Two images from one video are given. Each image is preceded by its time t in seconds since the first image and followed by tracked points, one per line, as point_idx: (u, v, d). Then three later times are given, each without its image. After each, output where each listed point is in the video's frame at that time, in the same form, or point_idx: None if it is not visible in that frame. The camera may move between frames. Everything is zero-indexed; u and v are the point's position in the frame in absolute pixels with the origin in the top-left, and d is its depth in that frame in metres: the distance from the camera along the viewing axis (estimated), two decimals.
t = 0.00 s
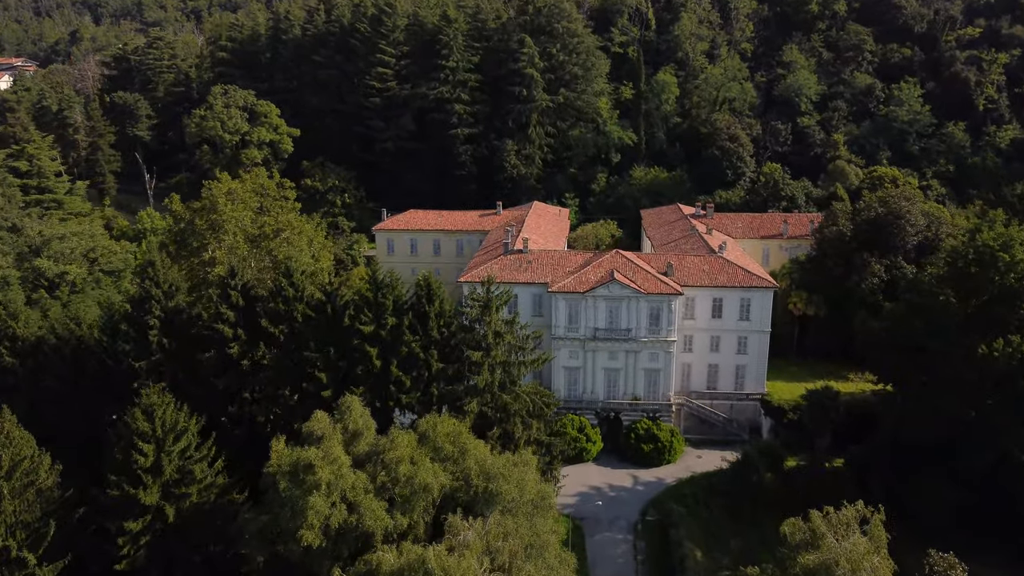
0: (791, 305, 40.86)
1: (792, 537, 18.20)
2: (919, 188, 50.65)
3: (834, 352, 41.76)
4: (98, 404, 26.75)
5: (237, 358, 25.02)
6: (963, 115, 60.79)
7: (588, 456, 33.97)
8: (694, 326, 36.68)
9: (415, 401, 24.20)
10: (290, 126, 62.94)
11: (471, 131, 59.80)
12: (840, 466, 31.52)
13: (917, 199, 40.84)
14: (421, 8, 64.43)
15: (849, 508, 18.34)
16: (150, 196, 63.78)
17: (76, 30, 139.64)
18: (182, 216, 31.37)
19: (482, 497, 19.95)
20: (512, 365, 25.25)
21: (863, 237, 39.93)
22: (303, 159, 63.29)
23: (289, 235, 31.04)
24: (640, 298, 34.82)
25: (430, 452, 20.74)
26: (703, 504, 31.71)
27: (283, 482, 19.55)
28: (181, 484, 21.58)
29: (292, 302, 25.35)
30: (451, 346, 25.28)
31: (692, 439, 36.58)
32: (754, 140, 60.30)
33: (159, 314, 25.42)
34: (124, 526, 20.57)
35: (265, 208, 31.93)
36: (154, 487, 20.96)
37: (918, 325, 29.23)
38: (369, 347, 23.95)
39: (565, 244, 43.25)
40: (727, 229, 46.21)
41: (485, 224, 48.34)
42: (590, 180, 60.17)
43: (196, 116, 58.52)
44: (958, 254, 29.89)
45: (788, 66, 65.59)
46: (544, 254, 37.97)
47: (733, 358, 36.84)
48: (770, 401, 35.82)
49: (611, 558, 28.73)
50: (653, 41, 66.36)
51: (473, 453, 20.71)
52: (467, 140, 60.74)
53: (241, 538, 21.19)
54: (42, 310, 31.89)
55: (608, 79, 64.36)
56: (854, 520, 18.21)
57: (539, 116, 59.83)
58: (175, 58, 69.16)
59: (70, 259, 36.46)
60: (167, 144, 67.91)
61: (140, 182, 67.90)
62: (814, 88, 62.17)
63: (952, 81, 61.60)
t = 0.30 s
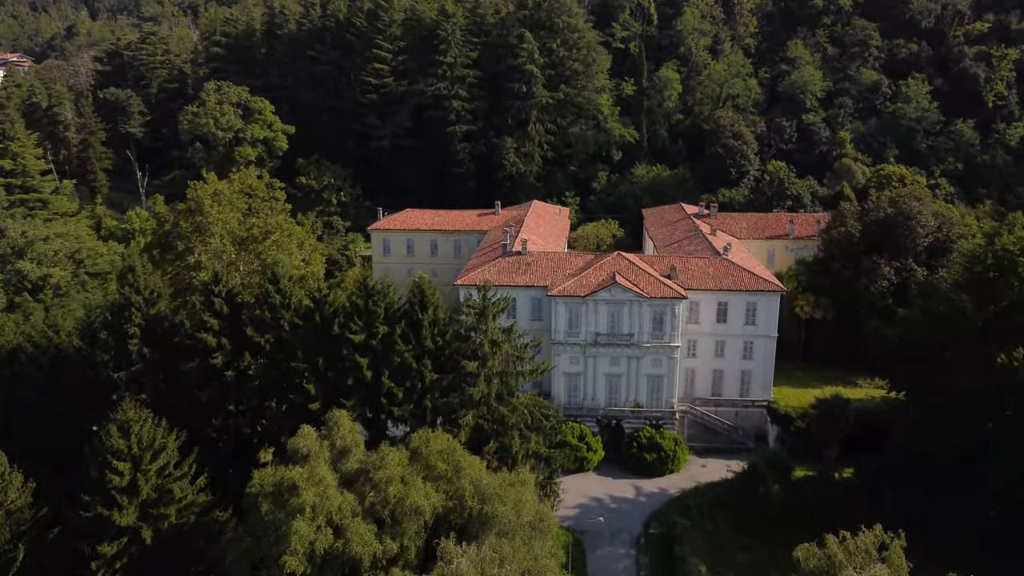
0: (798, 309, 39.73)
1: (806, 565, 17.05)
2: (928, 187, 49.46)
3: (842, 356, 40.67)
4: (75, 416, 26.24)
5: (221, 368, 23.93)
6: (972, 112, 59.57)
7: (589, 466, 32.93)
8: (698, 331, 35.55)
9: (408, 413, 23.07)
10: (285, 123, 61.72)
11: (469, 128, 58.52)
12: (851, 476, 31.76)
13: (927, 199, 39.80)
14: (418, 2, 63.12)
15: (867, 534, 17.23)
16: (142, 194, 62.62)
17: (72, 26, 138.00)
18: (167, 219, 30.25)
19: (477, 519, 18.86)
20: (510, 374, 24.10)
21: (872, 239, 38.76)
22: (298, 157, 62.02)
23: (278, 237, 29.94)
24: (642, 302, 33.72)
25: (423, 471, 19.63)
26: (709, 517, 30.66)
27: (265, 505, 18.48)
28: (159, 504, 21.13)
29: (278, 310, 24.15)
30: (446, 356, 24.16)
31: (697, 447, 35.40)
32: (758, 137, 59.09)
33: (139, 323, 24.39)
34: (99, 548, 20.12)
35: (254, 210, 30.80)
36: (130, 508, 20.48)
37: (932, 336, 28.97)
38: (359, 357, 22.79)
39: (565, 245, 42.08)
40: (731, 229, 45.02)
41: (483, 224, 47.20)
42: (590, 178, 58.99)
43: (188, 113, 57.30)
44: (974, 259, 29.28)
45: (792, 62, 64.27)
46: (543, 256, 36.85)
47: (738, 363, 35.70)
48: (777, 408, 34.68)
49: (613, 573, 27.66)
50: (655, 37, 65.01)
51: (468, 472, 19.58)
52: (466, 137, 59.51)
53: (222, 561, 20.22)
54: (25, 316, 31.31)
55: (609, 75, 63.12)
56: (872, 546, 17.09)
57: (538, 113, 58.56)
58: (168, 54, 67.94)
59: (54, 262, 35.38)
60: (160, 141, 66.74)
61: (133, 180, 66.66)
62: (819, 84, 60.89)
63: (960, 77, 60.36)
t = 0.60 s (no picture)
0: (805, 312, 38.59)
1: None
2: (936, 186, 48.32)
3: (850, 361, 39.50)
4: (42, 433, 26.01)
5: (204, 379, 22.87)
6: (980, 109, 58.38)
7: (589, 475, 31.82)
8: (702, 336, 34.43)
9: (400, 427, 21.98)
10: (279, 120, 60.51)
11: (467, 125, 57.29)
12: (860, 488, 30.56)
13: (938, 198, 38.74)
14: None
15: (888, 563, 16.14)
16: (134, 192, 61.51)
17: (68, 21, 136.45)
18: (150, 220, 29.12)
19: (471, 544, 17.87)
20: (507, 386, 23.02)
21: (882, 240, 37.69)
22: (293, 155, 60.80)
23: (267, 240, 28.87)
24: (645, 306, 32.60)
25: (414, 492, 18.62)
26: (714, 530, 29.46)
27: (247, 530, 17.57)
28: (135, 526, 21.08)
29: (263, 318, 23.05)
30: (440, 367, 23.02)
31: (701, 456, 34.37)
32: (762, 135, 57.90)
33: (119, 330, 23.69)
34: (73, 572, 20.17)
35: (242, 212, 29.69)
36: (105, 532, 20.47)
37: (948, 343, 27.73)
38: (349, 369, 21.72)
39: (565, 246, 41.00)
40: (735, 229, 43.89)
41: (481, 224, 46.09)
42: (591, 176, 57.84)
43: (180, 109, 56.13)
44: (991, 264, 28.36)
45: (797, 57, 63.01)
46: (542, 258, 35.74)
47: (744, 369, 34.60)
48: (783, 416, 33.58)
49: None
50: (657, 32, 63.78)
51: (461, 493, 18.54)
52: (464, 135, 58.32)
53: None
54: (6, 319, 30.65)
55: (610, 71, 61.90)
56: None
57: (538, 110, 57.31)
58: (162, 49, 66.74)
59: (37, 264, 34.28)
60: (153, 138, 65.61)
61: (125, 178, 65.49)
62: (825, 81, 59.70)
63: (969, 73, 59.16)
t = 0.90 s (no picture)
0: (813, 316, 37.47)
1: None
2: (945, 185, 47.20)
3: (857, 365, 38.39)
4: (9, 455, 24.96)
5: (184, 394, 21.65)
6: (989, 106, 57.22)
7: (590, 486, 30.75)
8: (707, 341, 33.33)
9: (391, 443, 20.95)
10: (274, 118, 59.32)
11: (465, 123, 56.08)
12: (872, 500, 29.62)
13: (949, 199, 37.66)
14: None
15: None
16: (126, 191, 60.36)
17: (64, 16, 134.78)
18: (129, 222, 27.85)
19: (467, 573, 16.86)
20: (504, 399, 21.96)
21: (892, 242, 36.70)
22: (287, 152, 59.60)
23: (255, 243, 27.80)
24: (648, 311, 31.49)
25: (404, 516, 17.59)
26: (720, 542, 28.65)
27: (228, 559, 16.60)
28: (110, 551, 20.60)
29: (248, 328, 21.88)
30: (435, 379, 21.86)
31: (705, 465, 33.31)
32: (767, 133, 56.75)
33: (96, 339, 23.56)
34: None
35: (229, 215, 28.55)
36: (77, 556, 20.03)
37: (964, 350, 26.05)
38: (338, 383, 20.64)
39: (564, 248, 40.00)
40: (739, 230, 42.76)
41: (479, 224, 44.97)
42: (591, 175, 56.74)
43: (173, 106, 54.88)
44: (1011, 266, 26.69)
45: (802, 53, 61.78)
46: (541, 261, 34.63)
47: (750, 376, 33.50)
48: (790, 424, 32.54)
49: None
50: (659, 27, 62.58)
51: (456, 518, 17.51)
52: (462, 133, 57.13)
53: None
54: None
55: (611, 67, 60.76)
56: None
57: (538, 107, 56.06)
58: (155, 45, 65.50)
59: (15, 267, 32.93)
60: (146, 136, 64.46)
61: (118, 175, 64.44)
62: (831, 77, 58.48)
63: (978, 70, 57.94)
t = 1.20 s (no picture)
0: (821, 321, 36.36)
1: None
2: (955, 185, 46.13)
3: (866, 370, 37.42)
4: None
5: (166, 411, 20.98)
6: (998, 103, 56.09)
7: (592, 499, 29.69)
8: (712, 348, 32.26)
9: (382, 461, 19.99)
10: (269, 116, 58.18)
11: (464, 120, 54.88)
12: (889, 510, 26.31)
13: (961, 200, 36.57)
14: None
15: None
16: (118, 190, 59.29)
17: (59, 11, 133.16)
18: (111, 226, 27.08)
19: None
20: (500, 414, 20.92)
21: (903, 245, 35.69)
22: (282, 151, 58.51)
23: (243, 248, 26.89)
24: (651, 317, 30.39)
25: (393, 544, 16.61)
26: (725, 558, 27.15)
27: None
28: None
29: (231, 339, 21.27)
30: (429, 393, 20.79)
31: (710, 476, 32.32)
32: (771, 131, 55.63)
33: (74, 351, 23.82)
34: None
35: (217, 220, 27.66)
36: None
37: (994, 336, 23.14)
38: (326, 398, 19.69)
39: (565, 250, 39.00)
40: (744, 231, 41.69)
41: (478, 224, 43.88)
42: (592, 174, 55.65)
43: (165, 103, 53.68)
44: None
45: (807, 50, 60.62)
46: (540, 265, 33.59)
47: (756, 384, 32.44)
48: (798, 434, 31.52)
49: None
50: (661, 23, 61.44)
51: (449, 547, 16.44)
52: (460, 130, 55.96)
53: None
54: None
55: (613, 64, 59.66)
56: None
57: (538, 104, 54.86)
58: (148, 40, 64.27)
59: None
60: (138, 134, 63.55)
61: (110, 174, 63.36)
62: (836, 74, 57.28)
63: (987, 66, 56.75)
